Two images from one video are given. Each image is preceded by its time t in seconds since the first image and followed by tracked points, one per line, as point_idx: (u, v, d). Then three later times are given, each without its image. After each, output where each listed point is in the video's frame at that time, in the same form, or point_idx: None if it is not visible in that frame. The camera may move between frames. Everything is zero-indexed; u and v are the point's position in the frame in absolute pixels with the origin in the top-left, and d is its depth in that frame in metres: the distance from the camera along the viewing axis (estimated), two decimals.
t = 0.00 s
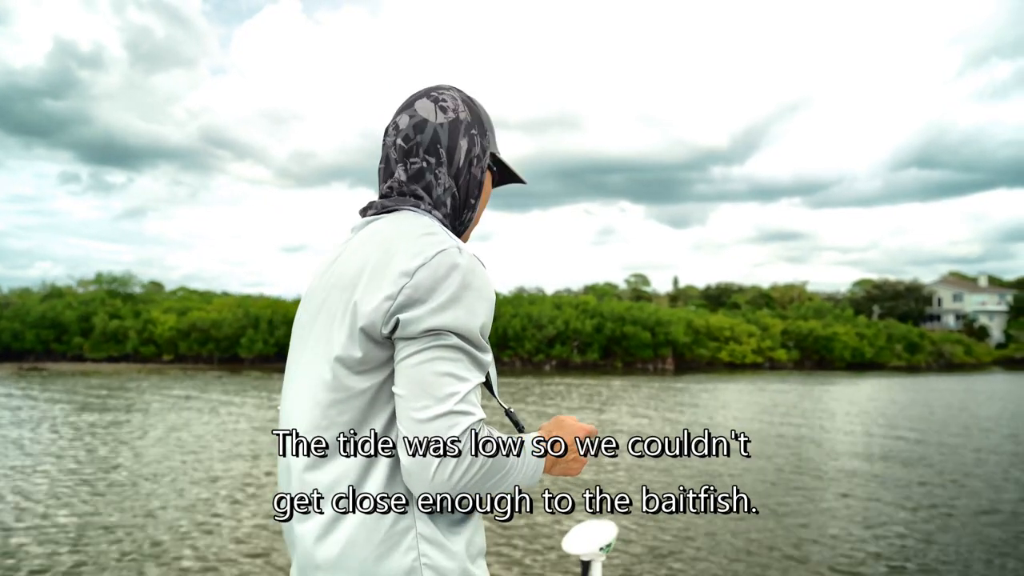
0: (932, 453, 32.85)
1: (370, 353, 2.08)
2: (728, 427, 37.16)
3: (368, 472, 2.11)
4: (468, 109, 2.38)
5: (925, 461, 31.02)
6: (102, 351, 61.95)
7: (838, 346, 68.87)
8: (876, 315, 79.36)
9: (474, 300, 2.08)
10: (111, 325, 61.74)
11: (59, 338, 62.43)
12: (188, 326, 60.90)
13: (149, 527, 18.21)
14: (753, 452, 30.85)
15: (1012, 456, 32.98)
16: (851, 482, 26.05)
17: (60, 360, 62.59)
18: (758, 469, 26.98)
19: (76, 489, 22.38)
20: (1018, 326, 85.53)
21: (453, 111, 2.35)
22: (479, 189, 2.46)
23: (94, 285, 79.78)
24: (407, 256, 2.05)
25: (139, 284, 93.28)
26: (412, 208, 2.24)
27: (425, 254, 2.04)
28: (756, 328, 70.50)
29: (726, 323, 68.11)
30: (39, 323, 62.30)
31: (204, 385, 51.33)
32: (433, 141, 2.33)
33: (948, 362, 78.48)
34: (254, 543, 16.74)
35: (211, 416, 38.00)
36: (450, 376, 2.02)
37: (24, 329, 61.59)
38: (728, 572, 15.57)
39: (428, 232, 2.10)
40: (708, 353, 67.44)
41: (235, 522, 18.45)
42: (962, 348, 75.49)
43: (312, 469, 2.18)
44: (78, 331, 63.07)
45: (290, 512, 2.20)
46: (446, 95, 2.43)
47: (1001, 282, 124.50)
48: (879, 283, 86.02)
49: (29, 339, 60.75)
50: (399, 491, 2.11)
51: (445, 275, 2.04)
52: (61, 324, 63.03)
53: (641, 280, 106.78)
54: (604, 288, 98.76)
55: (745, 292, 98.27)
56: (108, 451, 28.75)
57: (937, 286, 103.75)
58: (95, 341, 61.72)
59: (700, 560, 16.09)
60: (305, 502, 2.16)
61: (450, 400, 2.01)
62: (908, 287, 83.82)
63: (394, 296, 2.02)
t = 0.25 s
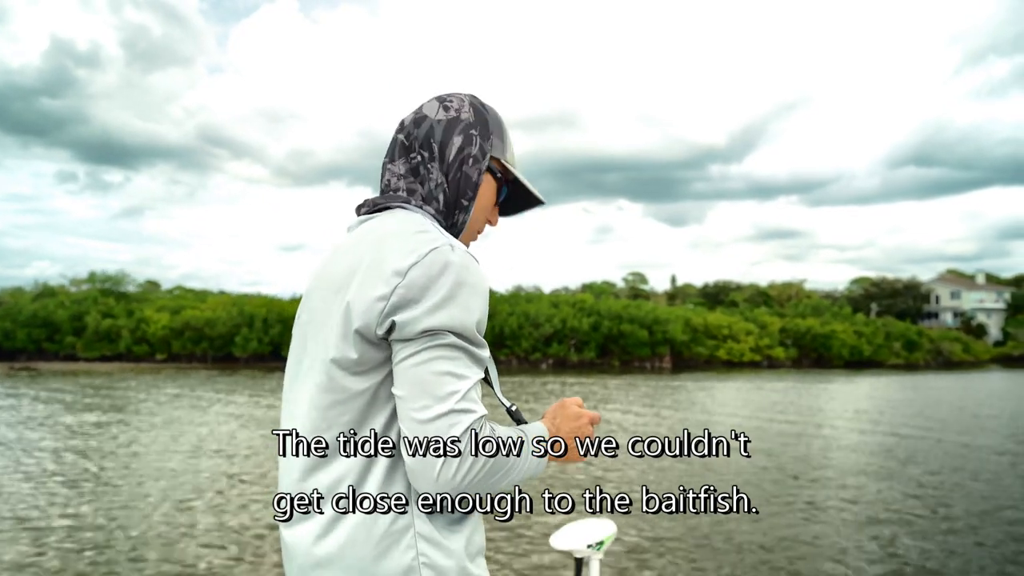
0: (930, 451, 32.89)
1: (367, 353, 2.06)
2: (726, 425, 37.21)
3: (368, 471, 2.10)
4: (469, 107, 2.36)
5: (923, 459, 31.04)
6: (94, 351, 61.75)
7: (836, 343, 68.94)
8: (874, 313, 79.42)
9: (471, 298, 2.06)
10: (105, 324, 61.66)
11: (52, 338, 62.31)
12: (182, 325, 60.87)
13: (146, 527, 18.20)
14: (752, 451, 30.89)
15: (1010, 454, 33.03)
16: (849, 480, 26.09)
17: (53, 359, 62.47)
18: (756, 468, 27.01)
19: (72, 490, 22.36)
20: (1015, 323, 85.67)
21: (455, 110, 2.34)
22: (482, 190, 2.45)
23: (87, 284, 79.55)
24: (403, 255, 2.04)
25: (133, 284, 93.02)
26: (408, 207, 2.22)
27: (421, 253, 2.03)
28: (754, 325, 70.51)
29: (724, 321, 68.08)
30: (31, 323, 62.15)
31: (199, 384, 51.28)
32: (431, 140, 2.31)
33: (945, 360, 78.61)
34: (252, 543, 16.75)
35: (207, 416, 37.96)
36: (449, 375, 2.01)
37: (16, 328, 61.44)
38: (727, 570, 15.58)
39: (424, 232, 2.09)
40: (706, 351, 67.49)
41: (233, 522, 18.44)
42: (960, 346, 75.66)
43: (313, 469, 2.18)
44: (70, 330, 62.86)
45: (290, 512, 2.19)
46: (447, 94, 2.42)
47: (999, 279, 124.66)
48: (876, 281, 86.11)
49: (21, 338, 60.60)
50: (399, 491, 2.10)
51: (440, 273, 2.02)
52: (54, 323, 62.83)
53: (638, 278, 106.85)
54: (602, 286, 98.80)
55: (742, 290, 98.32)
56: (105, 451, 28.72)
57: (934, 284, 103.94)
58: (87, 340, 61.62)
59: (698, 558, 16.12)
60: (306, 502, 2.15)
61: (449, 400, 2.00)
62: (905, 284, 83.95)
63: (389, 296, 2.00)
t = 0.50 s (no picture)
0: (920, 454, 33.05)
1: (357, 358, 2.07)
2: (717, 428, 37.34)
3: (361, 473, 2.11)
4: (467, 117, 2.39)
5: (914, 461, 31.18)
6: (77, 356, 61.19)
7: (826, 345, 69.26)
8: (864, 315, 79.80)
9: (461, 302, 2.07)
10: (89, 329, 61.38)
11: (34, 342, 61.93)
12: (167, 330, 60.73)
13: (135, 533, 18.16)
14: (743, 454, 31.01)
15: (1000, 455, 33.22)
16: (840, 483, 26.20)
17: (36, 364, 62.09)
18: (748, 471, 27.11)
19: (60, 496, 22.27)
20: (1004, 325, 86.19)
21: (452, 121, 2.36)
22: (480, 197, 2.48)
23: (71, 288, 78.98)
24: (393, 261, 2.04)
25: (118, 288, 92.58)
26: (399, 213, 2.24)
27: (411, 259, 2.04)
28: (744, 328, 70.75)
29: (715, 324, 68.23)
30: (13, 327, 61.76)
31: (186, 388, 51.14)
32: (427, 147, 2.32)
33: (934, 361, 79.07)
34: (242, 549, 16.74)
35: (194, 421, 37.85)
36: (441, 380, 2.02)
37: None
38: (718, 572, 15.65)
39: (414, 237, 2.10)
40: (696, 354, 67.71)
41: (223, 529, 18.42)
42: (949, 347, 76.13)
43: (309, 472, 2.19)
44: (54, 334, 62.48)
45: (287, 512, 2.18)
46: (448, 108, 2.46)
47: (988, 281, 125.40)
48: (866, 283, 86.55)
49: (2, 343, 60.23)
50: (396, 491, 2.11)
51: (431, 279, 2.03)
52: (35, 328, 62.21)
53: (629, 281, 107.12)
54: (593, 289, 98.97)
55: (733, 293, 98.68)
56: (93, 457, 28.60)
57: (924, 286, 104.51)
58: (71, 345, 61.33)
59: (688, 561, 16.19)
60: (304, 502, 2.15)
61: (442, 405, 2.01)
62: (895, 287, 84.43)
63: (379, 301, 2.01)
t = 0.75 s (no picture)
0: (906, 453, 33.29)
1: (350, 358, 2.08)
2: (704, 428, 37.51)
3: (355, 473, 2.13)
4: (457, 114, 2.39)
5: (900, 460, 31.41)
6: (55, 356, 60.47)
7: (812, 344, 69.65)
8: (850, 314, 80.28)
9: (454, 301, 2.07)
10: (69, 328, 60.94)
11: (12, 342, 61.40)
12: (148, 329, 60.50)
13: (121, 536, 18.10)
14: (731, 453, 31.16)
15: (985, 454, 33.51)
16: (827, 482, 26.37)
17: (14, 364, 61.55)
18: (736, 471, 27.26)
19: (44, 499, 22.14)
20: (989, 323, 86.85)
21: (443, 118, 2.36)
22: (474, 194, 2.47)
23: (51, 288, 78.27)
24: (386, 260, 2.05)
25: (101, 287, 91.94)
26: (392, 211, 2.24)
27: (403, 257, 2.05)
28: (731, 327, 71.01)
29: (702, 323, 68.25)
30: None
31: (171, 390, 50.89)
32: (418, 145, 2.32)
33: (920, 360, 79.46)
34: (230, 552, 16.72)
35: (177, 422, 37.66)
36: (436, 379, 2.03)
37: None
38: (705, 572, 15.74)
39: (407, 237, 2.11)
40: (683, 354, 67.98)
41: (210, 532, 18.39)
42: (934, 346, 76.68)
43: (305, 472, 2.21)
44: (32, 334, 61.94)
45: (285, 511, 2.19)
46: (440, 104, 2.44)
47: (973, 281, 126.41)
48: (852, 283, 87.09)
49: None
50: (393, 490, 2.13)
51: (424, 277, 2.04)
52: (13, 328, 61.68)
53: (617, 280, 107.33)
54: (581, 288, 99.09)
55: (720, 293, 99.07)
56: (77, 459, 28.42)
57: (910, 286, 105.05)
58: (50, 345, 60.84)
59: (675, 560, 16.29)
60: (303, 502, 2.17)
61: (437, 404, 2.02)
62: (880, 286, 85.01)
63: (371, 300, 2.03)
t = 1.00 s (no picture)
0: (888, 453, 33.59)
1: (354, 360, 2.10)
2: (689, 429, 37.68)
3: (357, 474, 2.16)
4: (450, 107, 2.38)
5: (883, 461, 31.69)
6: (28, 356, 59.87)
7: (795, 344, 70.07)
8: (832, 314, 80.85)
9: (458, 302, 2.09)
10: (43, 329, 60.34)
11: None
12: (125, 330, 60.23)
13: (102, 547, 18.00)
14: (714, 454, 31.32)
15: (966, 455, 33.94)
16: (810, 483, 26.56)
17: None
18: (721, 472, 27.42)
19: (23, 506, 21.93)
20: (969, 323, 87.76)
21: (439, 112, 2.35)
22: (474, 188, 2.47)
23: (26, 288, 77.37)
24: (390, 260, 2.07)
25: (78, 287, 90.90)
26: (394, 212, 2.26)
27: (407, 260, 2.06)
28: (715, 327, 71.20)
29: (685, 324, 68.52)
30: None
31: (151, 391, 50.51)
32: (418, 144, 2.32)
33: (901, 360, 80.18)
34: (213, 563, 16.67)
35: (156, 425, 37.46)
36: (439, 383, 2.05)
37: None
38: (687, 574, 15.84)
39: (410, 238, 2.13)
40: (667, 354, 68.23)
41: (192, 542, 18.32)
42: (916, 346, 77.50)
43: (307, 472, 2.22)
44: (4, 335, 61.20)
45: (286, 511, 2.21)
46: (429, 92, 2.42)
47: (954, 282, 127.72)
48: (834, 284, 87.77)
49: None
50: (392, 490, 2.15)
51: (427, 281, 2.05)
52: None
53: (601, 281, 107.51)
54: (565, 289, 99.15)
55: (704, 293, 99.51)
56: (57, 464, 28.14)
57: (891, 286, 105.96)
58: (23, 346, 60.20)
59: (658, 563, 16.39)
60: (302, 503, 2.19)
61: (442, 407, 2.05)
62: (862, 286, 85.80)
63: (374, 302, 2.06)
